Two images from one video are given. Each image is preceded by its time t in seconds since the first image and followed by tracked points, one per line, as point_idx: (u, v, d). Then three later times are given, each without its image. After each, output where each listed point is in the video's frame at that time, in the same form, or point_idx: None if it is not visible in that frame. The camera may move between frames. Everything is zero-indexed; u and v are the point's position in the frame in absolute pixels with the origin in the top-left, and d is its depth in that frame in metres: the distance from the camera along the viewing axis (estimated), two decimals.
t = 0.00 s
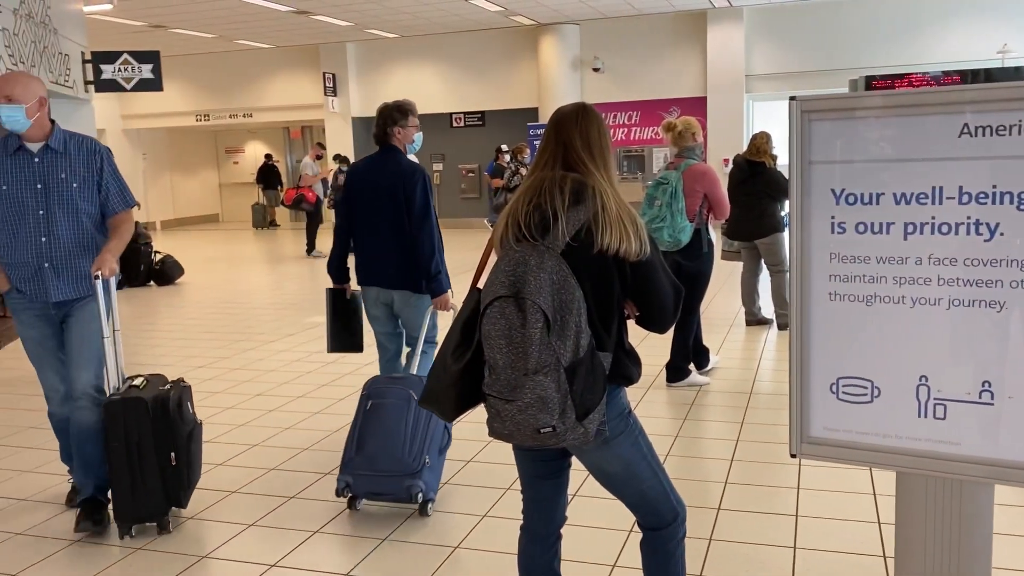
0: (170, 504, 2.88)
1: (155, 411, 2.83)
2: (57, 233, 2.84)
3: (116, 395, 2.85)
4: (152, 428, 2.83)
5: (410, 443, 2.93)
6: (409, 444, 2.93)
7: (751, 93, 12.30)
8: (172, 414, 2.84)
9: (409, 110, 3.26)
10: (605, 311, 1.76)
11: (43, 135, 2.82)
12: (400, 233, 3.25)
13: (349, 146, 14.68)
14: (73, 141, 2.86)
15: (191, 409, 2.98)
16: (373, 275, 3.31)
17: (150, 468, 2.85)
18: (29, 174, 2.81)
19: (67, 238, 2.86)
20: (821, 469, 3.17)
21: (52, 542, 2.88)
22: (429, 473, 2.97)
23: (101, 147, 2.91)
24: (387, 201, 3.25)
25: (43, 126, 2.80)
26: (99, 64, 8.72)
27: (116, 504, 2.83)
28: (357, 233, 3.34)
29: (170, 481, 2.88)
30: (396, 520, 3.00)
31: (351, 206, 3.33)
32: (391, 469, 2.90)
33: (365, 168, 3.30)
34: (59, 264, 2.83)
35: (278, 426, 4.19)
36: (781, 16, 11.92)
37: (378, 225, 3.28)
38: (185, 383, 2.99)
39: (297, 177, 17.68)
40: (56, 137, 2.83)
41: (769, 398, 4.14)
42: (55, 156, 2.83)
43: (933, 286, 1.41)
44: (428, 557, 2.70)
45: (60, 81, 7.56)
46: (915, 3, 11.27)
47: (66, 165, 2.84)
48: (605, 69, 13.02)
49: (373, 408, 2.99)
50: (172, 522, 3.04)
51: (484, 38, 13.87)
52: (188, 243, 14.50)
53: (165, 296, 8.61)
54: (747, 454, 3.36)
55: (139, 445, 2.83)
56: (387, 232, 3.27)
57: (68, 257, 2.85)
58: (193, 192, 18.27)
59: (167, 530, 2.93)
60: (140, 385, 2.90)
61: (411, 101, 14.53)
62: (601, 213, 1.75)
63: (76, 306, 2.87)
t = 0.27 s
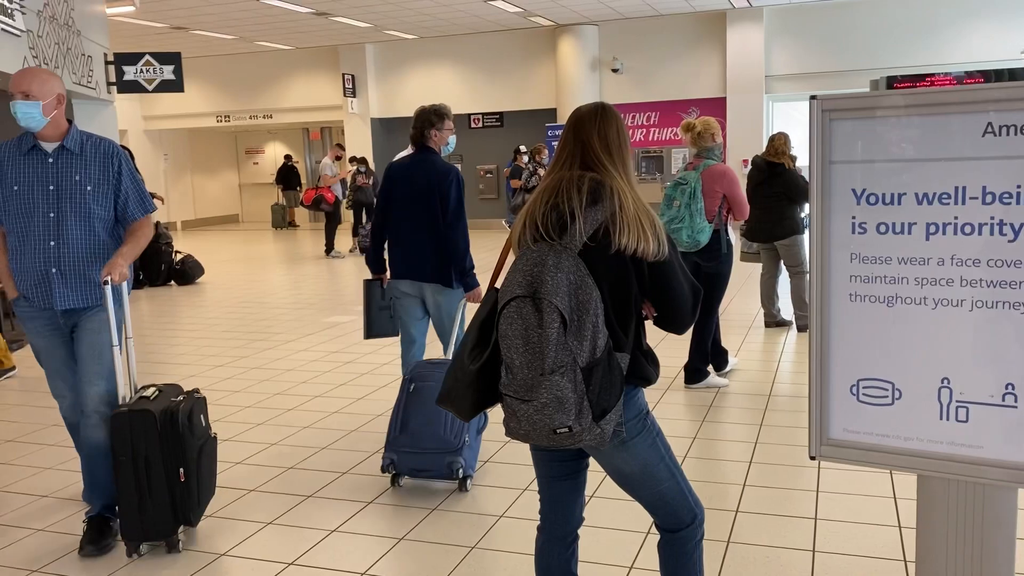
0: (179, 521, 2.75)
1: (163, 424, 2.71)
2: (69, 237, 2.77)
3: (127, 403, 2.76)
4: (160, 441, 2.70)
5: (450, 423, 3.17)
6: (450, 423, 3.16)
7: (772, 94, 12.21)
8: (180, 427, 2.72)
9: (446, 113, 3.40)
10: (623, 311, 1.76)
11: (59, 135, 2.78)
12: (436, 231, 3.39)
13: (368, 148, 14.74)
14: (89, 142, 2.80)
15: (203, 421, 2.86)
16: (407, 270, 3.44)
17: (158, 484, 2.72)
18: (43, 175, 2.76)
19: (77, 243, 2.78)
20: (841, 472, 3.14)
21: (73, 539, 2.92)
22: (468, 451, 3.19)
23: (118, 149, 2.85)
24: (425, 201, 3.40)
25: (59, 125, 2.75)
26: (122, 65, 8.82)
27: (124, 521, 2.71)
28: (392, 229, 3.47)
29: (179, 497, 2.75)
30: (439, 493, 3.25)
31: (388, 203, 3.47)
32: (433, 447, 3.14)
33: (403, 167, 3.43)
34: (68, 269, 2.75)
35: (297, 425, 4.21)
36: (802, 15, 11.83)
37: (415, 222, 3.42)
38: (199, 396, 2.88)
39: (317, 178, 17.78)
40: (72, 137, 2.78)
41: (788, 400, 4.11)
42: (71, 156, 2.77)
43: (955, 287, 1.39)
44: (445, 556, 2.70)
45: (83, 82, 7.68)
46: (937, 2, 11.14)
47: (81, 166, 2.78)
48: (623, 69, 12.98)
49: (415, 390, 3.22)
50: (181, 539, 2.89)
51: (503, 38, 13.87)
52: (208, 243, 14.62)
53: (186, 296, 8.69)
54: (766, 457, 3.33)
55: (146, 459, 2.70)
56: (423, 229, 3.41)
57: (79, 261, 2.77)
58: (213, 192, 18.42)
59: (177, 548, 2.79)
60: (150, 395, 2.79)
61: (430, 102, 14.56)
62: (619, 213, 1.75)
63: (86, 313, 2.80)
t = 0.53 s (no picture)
0: (172, 545, 2.55)
1: (156, 441, 2.51)
2: (65, 236, 2.65)
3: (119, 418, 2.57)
4: (153, 460, 2.50)
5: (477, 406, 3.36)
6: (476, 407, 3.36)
7: (782, 95, 12.17)
8: (174, 445, 2.52)
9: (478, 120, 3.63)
10: (633, 311, 1.75)
11: (58, 127, 2.65)
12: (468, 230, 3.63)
13: (377, 148, 14.75)
14: (89, 136, 2.67)
15: (202, 438, 2.67)
16: (439, 265, 3.66)
17: (150, 506, 2.52)
18: (39, 170, 2.63)
19: (77, 242, 2.66)
20: (852, 475, 3.12)
21: (83, 538, 2.93)
22: (494, 434, 3.38)
23: (119, 144, 2.71)
24: (458, 201, 3.64)
25: (59, 118, 2.63)
26: (133, 66, 8.87)
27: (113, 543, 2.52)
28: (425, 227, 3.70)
29: (172, 520, 2.55)
30: (468, 473, 3.47)
31: (423, 202, 3.70)
32: (461, 429, 3.34)
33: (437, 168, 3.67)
34: (65, 270, 2.64)
35: (306, 425, 4.22)
36: (812, 15, 11.78)
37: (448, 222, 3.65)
38: (198, 411, 2.68)
39: (326, 178, 17.82)
40: (71, 130, 2.65)
41: (798, 402, 4.09)
42: (69, 150, 2.64)
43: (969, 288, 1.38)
44: (454, 557, 2.70)
45: (94, 83, 7.72)
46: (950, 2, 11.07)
47: (80, 162, 2.65)
48: (633, 70, 12.95)
49: (443, 375, 3.43)
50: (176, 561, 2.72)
51: (512, 39, 13.87)
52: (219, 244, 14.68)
53: (196, 296, 8.73)
54: (776, 459, 3.32)
55: (138, 479, 2.50)
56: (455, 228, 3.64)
57: (76, 262, 2.66)
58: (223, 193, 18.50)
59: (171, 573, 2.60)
60: (145, 410, 2.59)
61: (439, 103, 14.57)
62: (629, 213, 1.74)
63: (84, 316, 2.69)
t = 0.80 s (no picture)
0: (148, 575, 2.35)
1: (132, 462, 2.30)
2: (41, 247, 2.51)
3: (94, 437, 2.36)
4: (128, 484, 2.30)
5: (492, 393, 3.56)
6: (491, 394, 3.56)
7: (782, 95, 12.18)
8: (152, 468, 2.32)
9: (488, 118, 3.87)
10: (635, 311, 1.74)
11: (32, 131, 2.49)
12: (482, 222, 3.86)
13: (377, 148, 14.75)
14: (64, 139, 2.51)
15: (184, 459, 2.48)
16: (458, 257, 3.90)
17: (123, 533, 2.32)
18: (11, 178, 2.48)
19: (55, 253, 2.52)
20: (852, 475, 3.12)
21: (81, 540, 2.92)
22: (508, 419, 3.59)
23: (97, 148, 2.56)
24: (472, 195, 3.88)
25: (33, 121, 2.47)
26: (132, 67, 8.86)
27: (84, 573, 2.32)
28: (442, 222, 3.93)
29: (148, 548, 2.34)
30: (485, 455, 3.66)
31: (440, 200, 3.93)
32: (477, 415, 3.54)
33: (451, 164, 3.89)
34: (42, 282, 2.50)
35: (306, 426, 4.21)
36: (812, 15, 11.78)
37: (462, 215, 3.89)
38: (181, 430, 2.49)
39: (326, 179, 17.81)
40: (45, 134, 2.49)
41: (799, 402, 4.09)
42: (44, 156, 2.50)
43: (972, 289, 1.38)
44: (453, 559, 2.69)
45: (93, 83, 7.71)
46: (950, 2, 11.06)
47: (55, 167, 2.50)
48: (633, 70, 12.94)
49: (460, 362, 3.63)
50: None
51: (512, 39, 13.86)
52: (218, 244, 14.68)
53: (196, 296, 8.73)
54: (776, 459, 3.31)
55: (111, 503, 2.30)
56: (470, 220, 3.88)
57: (53, 274, 2.52)
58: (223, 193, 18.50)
59: None
60: (123, 428, 2.39)
61: (439, 103, 14.57)
62: (631, 213, 1.74)
63: (63, 332, 2.52)
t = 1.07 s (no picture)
0: None
1: (87, 488, 2.10)
2: None
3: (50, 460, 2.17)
4: (83, 511, 2.10)
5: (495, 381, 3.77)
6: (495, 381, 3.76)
7: (770, 95, 12.22)
8: (108, 494, 2.11)
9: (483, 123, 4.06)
10: (628, 311, 1.74)
11: None
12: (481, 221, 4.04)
13: (366, 148, 14.71)
14: (6, 143, 2.40)
15: (148, 484, 2.25)
16: (456, 255, 4.06)
17: (79, 563, 2.12)
18: None
19: None
20: (842, 474, 3.13)
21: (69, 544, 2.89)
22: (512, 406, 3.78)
23: (44, 150, 2.47)
24: (471, 195, 4.06)
25: None
26: (119, 66, 8.81)
27: None
28: (443, 224, 4.10)
29: None
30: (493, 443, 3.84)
31: (440, 202, 4.13)
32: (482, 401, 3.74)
33: (451, 168, 4.10)
34: None
35: (296, 428, 4.19)
36: (800, 16, 11.83)
37: (462, 215, 4.07)
38: (146, 453, 2.27)
39: (315, 179, 17.75)
40: None
41: (789, 401, 4.10)
42: None
43: (963, 288, 1.38)
44: (444, 560, 2.68)
45: (80, 83, 7.66)
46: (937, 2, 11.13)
47: None
48: (622, 70, 12.95)
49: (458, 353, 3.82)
50: None
51: (501, 39, 13.86)
52: (207, 245, 14.60)
53: (184, 297, 8.68)
54: (767, 459, 3.32)
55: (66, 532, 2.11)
56: (469, 220, 4.05)
57: None
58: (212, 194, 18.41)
59: None
60: (81, 451, 2.19)
61: (428, 103, 14.54)
62: (624, 212, 1.73)
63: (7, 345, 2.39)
